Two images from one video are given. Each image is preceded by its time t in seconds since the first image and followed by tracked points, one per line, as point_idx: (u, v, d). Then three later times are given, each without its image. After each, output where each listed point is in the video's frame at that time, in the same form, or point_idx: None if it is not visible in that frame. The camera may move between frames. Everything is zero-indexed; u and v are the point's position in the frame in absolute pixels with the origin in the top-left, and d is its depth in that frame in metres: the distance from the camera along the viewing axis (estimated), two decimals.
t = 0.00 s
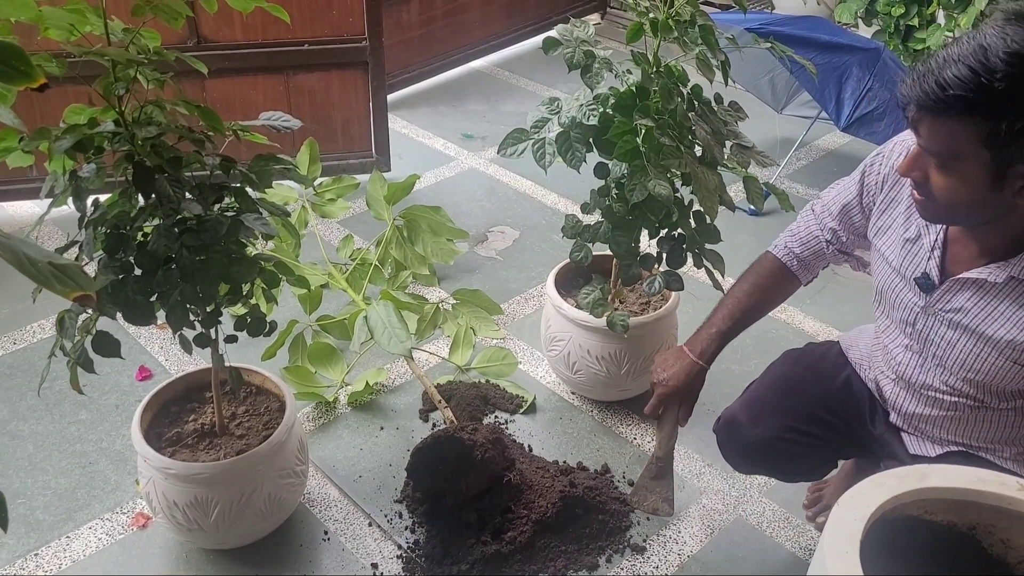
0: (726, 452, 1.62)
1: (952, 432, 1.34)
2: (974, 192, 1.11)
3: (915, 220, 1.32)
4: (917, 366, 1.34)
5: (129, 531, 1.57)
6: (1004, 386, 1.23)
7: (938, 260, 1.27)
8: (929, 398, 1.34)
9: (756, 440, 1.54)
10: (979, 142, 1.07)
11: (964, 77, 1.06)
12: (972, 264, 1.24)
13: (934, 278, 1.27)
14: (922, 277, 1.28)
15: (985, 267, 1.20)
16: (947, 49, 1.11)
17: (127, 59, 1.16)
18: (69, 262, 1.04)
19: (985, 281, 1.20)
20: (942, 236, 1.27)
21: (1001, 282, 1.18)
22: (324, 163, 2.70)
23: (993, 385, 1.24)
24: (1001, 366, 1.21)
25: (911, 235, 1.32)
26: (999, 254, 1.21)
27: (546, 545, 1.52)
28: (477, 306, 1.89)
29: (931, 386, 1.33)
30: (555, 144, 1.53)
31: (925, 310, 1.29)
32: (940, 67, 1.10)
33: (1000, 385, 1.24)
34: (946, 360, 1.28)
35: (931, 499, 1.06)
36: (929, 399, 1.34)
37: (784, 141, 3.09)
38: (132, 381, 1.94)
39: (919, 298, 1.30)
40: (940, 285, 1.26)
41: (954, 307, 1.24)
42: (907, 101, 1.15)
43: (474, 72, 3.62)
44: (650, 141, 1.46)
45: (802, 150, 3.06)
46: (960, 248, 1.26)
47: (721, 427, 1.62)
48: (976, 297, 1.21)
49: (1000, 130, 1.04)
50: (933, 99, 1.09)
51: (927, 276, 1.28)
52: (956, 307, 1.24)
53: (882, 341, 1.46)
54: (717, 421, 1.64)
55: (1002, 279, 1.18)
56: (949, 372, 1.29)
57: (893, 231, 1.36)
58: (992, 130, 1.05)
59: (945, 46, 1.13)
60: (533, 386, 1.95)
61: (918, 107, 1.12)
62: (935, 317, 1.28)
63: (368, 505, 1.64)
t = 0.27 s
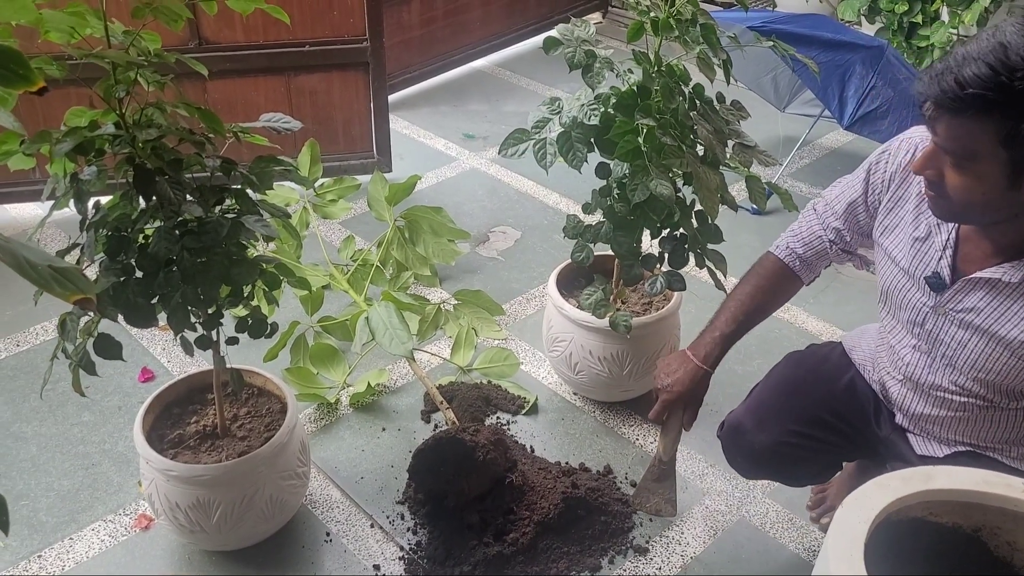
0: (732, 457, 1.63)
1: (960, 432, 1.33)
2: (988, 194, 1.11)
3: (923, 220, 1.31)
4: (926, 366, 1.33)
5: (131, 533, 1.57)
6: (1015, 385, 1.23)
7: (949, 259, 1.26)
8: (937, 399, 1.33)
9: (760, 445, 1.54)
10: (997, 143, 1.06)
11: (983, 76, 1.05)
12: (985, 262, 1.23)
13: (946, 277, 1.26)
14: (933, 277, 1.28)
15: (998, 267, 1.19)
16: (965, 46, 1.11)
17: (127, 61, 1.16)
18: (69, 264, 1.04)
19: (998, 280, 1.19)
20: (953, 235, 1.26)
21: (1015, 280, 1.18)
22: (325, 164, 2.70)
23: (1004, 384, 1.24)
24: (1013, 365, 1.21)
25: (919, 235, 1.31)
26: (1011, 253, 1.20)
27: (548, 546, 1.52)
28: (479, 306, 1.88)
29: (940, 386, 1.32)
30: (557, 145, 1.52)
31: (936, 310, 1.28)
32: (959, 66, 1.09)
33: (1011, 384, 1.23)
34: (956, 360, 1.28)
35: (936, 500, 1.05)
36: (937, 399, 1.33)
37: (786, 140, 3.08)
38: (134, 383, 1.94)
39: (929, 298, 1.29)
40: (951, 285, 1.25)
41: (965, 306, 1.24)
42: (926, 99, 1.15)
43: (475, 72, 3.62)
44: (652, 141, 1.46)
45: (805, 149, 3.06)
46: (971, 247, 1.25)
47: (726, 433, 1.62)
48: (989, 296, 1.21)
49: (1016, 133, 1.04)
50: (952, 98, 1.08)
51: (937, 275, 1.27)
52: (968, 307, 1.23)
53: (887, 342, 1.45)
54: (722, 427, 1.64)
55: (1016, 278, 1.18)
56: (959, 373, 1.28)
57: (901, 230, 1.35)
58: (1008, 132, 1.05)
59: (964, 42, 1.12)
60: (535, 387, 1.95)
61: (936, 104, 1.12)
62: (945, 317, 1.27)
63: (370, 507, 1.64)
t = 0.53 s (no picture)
0: (735, 459, 1.61)
1: (968, 432, 1.32)
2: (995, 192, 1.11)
3: (933, 216, 1.30)
4: (935, 364, 1.32)
5: (133, 536, 1.57)
6: None
7: (959, 255, 1.25)
8: (945, 398, 1.32)
9: (764, 448, 1.53)
10: (1011, 148, 1.06)
11: (1016, 78, 1.03)
12: (994, 258, 1.22)
13: (956, 273, 1.25)
14: (943, 273, 1.27)
15: (1009, 261, 1.19)
16: (1009, 38, 1.07)
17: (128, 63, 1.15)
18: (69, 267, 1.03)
19: (1010, 275, 1.18)
20: (964, 229, 1.25)
21: None
22: (327, 165, 2.69)
23: (1015, 381, 1.23)
24: None
25: (928, 231, 1.30)
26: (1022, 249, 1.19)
27: (552, 548, 1.52)
28: (483, 308, 1.86)
29: (948, 385, 1.31)
30: (559, 145, 1.51)
31: (946, 307, 1.27)
32: (996, 59, 1.06)
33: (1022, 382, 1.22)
34: (966, 357, 1.26)
35: (941, 501, 1.04)
36: (945, 398, 1.32)
37: (789, 139, 3.07)
38: (136, 385, 1.94)
39: (939, 295, 1.28)
40: (961, 280, 1.24)
41: (976, 302, 1.23)
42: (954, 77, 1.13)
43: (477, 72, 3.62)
44: (654, 141, 1.45)
45: (807, 148, 3.05)
46: (981, 242, 1.24)
47: (729, 435, 1.60)
48: (1000, 291, 1.20)
49: None
50: (979, 94, 1.07)
51: (947, 271, 1.26)
52: (979, 302, 1.22)
53: (893, 342, 1.44)
54: (726, 429, 1.62)
55: None
56: (968, 371, 1.27)
57: (909, 228, 1.34)
58: None
59: (1005, 32, 1.08)
60: (538, 387, 1.94)
61: (961, 92, 1.10)
62: (955, 314, 1.26)
63: (373, 508, 1.64)
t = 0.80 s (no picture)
0: (738, 463, 1.61)
1: (972, 433, 1.32)
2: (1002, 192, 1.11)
3: (936, 216, 1.30)
4: (939, 365, 1.32)
5: (133, 537, 1.57)
6: None
7: (965, 255, 1.25)
8: (949, 398, 1.32)
9: (769, 452, 1.53)
10: (1018, 149, 1.07)
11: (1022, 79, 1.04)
12: (1001, 259, 1.22)
13: (961, 273, 1.25)
14: (948, 273, 1.27)
15: (1015, 262, 1.19)
16: (1010, 39, 1.08)
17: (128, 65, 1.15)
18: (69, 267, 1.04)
19: (1017, 274, 1.18)
20: (968, 230, 1.25)
21: None
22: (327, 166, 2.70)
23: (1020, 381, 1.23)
24: None
25: (933, 231, 1.30)
26: None
27: (552, 548, 1.52)
28: (481, 307, 1.87)
29: (953, 385, 1.30)
30: (558, 145, 1.51)
31: (951, 307, 1.27)
32: (1000, 60, 1.06)
33: None
34: (972, 357, 1.26)
35: (941, 500, 1.04)
36: (949, 399, 1.32)
37: (788, 140, 3.07)
38: (136, 386, 1.94)
39: (944, 295, 1.28)
40: (967, 280, 1.24)
41: (982, 302, 1.23)
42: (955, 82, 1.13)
43: (476, 73, 3.62)
44: (654, 142, 1.45)
45: (807, 149, 3.05)
46: (986, 243, 1.25)
47: (732, 440, 1.60)
48: (1007, 291, 1.20)
49: None
50: (985, 96, 1.07)
51: (953, 271, 1.26)
52: (985, 302, 1.22)
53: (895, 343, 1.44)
54: (728, 434, 1.62)
55: None
56: (973, 371, 1.27)
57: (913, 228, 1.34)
58: None
59: (1006, 33, 1.09)
60: (538, 388, 1.94)
61: (965, 94, 1.10)
62: (960, 314, 1.26)
63: (374, 509, 1.64)
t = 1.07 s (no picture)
0: (736, 469, 1.62)
1: (970, 432, 1.33)
2: (1001, 190, 1.12)
3: (934, 217, 1.31)
4: (938, 366, 1.32)
5: (130, 536, 1.57)
6: None
7: (964, 255, 1.26)
8: (948, 399, 1.33)
9: (766, 459, 1.54)
10: (1017, 148, 1.08)
11: (1018, 76, 1.05)
12: (1000, 258, 1.23)
13: (960, 273, 1.26)
14: (947, 273, 1.27)
15: (1014, 262, 1.19)
16: (1004, 38, 1.09)
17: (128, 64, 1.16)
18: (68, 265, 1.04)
19: (1016, 274, 1.19)
20: (967, 230, 1.26)
21: None
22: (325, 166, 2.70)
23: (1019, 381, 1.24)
24: None
25: (930, 232, 1.31)
26: None
27: (549, 547, 1.52)
28: (480, 308, 1.87)
29: (952, 385, 1.31)
30: (556, 146, 1.53)
31: (950, 307, 1.28)
32: (996, 59, 1.07)
33: None
34: (971, 357, 1.27)
35: (935, 498, 1.05)
36: (948, 399, 1.33)
37: (785, 141, 3.08)
38: (133, 386, 1.94)
39: (943, 295, 1.29)
40: (966, 280, 1.25)
41: (982, 301, 1.23)
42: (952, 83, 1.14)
43: (475, 74, 3.63)
44: (650, 142, 1.46)
45: (803, 150, 3.06)
46: (985, 243, 1.25)
47: (729, 445, 1.61)
48: (1006, 290, 1.21)
49: None
50: (982, 95, 1.08)
51: (952, 271, 1.27)
52: (985, 302, 1.23)
53: (892, 344, 1.45)
54: (725, 440, 1.63)
55: None
56: (972, 371, 1.28)
57: (910, 229, 1.35)
58: None
59: (1001, 32, 1.10)
60: (536, 387, 1.95)
61: (963, 95, 1.11)
62: (959, 314, 1.27)
63: (371, 508, 1.64)
